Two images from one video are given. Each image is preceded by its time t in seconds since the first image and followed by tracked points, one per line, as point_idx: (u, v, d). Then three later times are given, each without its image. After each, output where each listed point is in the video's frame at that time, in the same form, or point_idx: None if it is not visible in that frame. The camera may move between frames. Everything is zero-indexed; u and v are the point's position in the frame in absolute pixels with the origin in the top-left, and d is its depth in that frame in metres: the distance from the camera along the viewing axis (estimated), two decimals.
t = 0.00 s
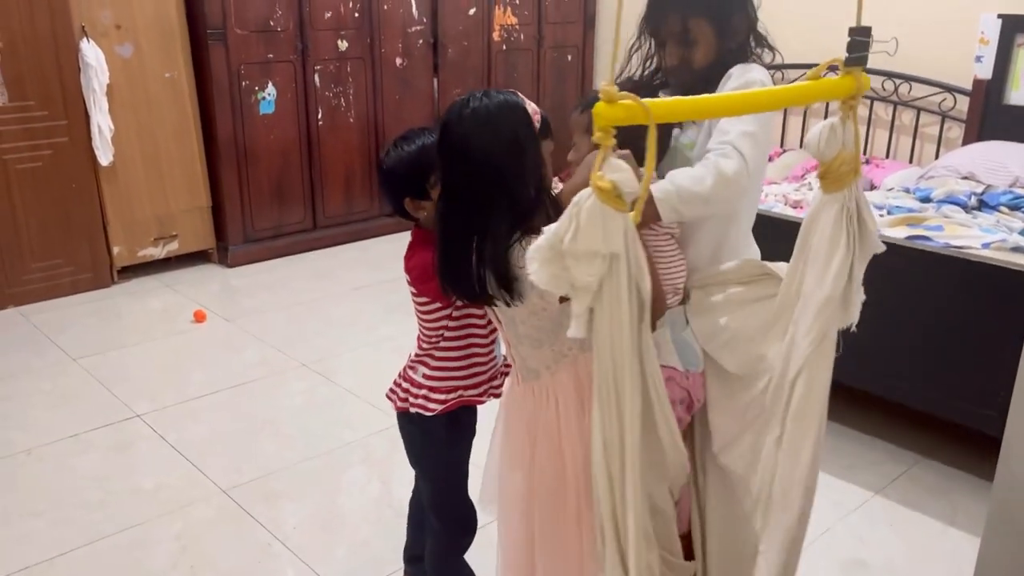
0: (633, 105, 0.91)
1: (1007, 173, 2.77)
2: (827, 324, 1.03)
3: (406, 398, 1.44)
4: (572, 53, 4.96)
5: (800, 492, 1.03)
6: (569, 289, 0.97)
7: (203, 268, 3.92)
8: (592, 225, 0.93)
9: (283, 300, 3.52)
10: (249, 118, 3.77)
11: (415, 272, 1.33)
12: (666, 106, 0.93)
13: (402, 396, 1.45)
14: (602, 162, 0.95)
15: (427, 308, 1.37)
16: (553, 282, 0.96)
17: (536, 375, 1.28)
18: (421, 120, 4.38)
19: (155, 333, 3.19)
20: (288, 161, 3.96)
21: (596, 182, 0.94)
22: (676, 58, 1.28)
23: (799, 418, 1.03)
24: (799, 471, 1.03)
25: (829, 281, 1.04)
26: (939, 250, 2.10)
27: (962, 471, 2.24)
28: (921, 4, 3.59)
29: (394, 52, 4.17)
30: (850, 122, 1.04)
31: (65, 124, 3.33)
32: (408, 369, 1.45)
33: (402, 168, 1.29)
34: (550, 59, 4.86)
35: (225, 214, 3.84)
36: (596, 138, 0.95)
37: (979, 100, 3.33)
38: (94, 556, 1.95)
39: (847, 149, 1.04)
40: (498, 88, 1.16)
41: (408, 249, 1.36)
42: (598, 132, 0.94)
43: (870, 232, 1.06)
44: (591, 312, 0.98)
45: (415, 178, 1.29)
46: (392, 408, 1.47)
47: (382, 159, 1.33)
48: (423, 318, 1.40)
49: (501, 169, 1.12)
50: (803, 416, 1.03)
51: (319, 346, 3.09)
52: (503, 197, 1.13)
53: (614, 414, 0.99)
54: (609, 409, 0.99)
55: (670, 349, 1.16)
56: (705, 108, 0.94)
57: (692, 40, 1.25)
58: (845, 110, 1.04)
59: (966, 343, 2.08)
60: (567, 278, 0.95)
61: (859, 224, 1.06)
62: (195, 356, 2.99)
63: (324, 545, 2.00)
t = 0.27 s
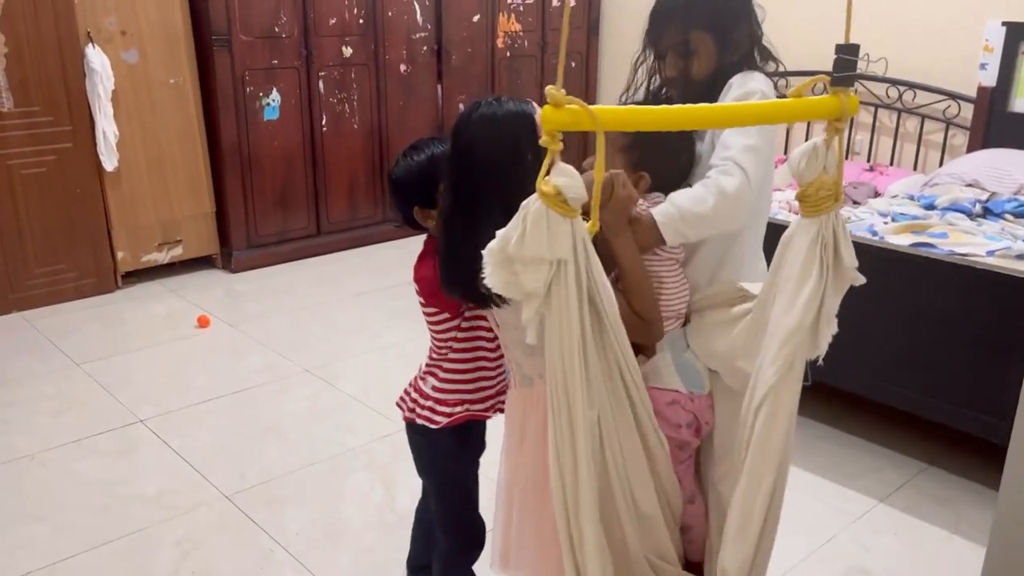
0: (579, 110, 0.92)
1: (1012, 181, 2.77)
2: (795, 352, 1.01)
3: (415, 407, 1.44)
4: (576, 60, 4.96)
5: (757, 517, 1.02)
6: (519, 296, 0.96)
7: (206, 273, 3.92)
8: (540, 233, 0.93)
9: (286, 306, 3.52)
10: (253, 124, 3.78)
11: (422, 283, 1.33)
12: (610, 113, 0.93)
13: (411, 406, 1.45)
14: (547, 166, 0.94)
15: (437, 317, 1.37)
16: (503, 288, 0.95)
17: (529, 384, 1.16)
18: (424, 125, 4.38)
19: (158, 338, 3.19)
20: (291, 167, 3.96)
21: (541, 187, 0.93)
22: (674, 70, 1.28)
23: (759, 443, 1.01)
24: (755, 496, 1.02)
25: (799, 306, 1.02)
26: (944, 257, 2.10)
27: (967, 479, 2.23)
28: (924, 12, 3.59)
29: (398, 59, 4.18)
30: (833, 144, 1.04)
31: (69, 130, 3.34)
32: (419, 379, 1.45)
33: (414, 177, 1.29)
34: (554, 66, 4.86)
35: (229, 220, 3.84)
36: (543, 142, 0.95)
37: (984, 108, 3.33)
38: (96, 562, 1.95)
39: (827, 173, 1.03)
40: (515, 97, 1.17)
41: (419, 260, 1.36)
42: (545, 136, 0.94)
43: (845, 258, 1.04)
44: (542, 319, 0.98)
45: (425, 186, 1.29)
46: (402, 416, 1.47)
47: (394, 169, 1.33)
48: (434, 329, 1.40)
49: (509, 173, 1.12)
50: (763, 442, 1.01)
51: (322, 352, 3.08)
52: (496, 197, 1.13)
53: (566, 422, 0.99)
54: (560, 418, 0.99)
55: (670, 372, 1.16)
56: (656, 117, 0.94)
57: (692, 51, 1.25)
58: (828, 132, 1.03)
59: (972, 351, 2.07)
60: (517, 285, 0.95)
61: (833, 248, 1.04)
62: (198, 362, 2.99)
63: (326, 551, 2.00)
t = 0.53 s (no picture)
0: (580, 110, 0.92)
1: (1017, 188, 2.76)
2: (795, 354, 1.02)
3: (437, 416, 1.40)
4: (580, 65, 4.97)
5: (752, 526, 1.00)
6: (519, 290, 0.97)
7: (211, 278, 3.93)
8: (539, 229, 0.93)
9: (290, 311, 3.52)
10: (257, 129, 3.78)
11: (437, 287, 1.31)
12: (613, 112, 0.93)
13: (432, 415, 1.41)
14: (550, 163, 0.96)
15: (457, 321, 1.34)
16: (505, 280, 0.96)
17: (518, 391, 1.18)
18: (429, 131, 4.39)
19: (162, 342, 3.19)
20: (296, 171, 3.97)
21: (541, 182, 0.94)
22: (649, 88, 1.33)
23: (756, 448, 1.01)
24: (752, 503, 1.01)
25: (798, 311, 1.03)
26: (949, 264, 2.09)
27: (971, 487, 2.22)
28: (929, 19, 3.59)
29: (402, 64, 4.18)
30: (836, 148, 1.04)
31: (75, 134, 3.35)
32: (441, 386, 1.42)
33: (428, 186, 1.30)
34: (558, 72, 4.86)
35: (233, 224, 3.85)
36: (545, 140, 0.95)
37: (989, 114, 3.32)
38: (99, 565, 1.95)
39: (830, 177, 1.04)
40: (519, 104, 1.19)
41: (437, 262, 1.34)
42: (548, 132, 0.95)
43: (849, 266, 1.04)
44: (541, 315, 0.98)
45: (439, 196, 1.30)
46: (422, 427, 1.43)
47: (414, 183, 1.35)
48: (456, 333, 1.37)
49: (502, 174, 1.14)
50: (761, 448, 1.01)
51: (326, 357, 3.08)
52: (491, 199, 1.15)
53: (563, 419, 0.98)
54: (556, 414, 0.99)
55: (680, 389, 1.13)
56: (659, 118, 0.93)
57: (666, 68, 1.30)
58: (832, 135, 1.04)
59: (976, 358, 2.06)
60: (516, 278, 0.96)
61: (836, 255, 1.04)
62: (202, 366, 2.99)
63: (328, 555, 1.99)
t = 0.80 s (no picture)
0: (591, 113, 0.91)
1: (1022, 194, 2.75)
2: (814, 355, 1.02)
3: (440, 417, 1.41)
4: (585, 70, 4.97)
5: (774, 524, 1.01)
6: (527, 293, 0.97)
7: (215, 281, 3.93)
8: (546, 232, 0.92)
9: (294, 314, 3.52)
10: (262, 133, 3.79)
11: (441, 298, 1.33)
12: (625, 114, 0.92)
13: (437, 414, 1.42)
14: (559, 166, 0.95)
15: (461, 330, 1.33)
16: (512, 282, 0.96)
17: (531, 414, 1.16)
18: (433, 135, 4.39)
19: (166, 346, 3.19)
20: (300, 176, 3.97)
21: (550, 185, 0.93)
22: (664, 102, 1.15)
23: (773, 446, 1.03)
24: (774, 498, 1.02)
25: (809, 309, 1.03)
26: (954, 270, 2.08)
27: (977, 494, 2.21)
28: (935, 24, 3.59)
29: (407, 68, 4.19)
30: (843, 148, 1.04)
31: (80, 137, 3.35)
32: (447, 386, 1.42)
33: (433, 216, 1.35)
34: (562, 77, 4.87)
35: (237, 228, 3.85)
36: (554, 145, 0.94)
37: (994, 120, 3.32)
38: (101, 568, 1.94)
39: (839, 177, 1.04)
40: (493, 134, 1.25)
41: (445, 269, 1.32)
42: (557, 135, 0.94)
43: (858, 259, 1.05)
44: (548, 320, 0.97)
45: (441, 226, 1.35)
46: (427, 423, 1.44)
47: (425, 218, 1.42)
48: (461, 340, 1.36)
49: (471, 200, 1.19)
50: (781, 446, 1.03)
51: (329, 361, 3.08)
52: (464, 223, 1.20)
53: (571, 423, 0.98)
54: (561, 417, 0.98)
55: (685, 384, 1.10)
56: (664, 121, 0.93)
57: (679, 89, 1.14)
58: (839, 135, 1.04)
59: (981, 364, 2.05)
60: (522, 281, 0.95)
61: (848, 250, 1.04)
62: (205, 369, 2.99)
63: (331, 559, 1.99)
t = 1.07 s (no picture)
0: (598, 123, 0.89)
1: None
2: (814, 369, 1.03)
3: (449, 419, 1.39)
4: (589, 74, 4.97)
5: (779, 534, 1.03)
6: (532, 313, 0.93)
7: (219, 284, 3.93)
8: (553, 249, 0.88)
9: (298, 317, 3.52)
10: (267, 136, 3.79)
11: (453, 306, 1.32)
12: (631, 125, 0.91)
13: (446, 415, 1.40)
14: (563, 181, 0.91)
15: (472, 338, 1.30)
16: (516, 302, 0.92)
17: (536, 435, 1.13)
18: (437, 138, 4.39)
19: (170, 348, 3.19)
20: (305, 179, 3.98)
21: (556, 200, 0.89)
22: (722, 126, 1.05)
23: (778, 462, 1.03)
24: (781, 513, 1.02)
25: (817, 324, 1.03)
26: (960, 275, 2.07)
27: (983, 500, 2.20)
28: (939, 29, 3.59)
29: (411, 72, 4.19)
30: (843, 156, 1.03)
31: (85, 140, 3.36)
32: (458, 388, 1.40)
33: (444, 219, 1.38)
34: (567, 81, 4.87)
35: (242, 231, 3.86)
36: (560, 157, 0.91)
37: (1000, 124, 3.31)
38: (104, 571, 1.94)
39: (840, 185, 1.03)
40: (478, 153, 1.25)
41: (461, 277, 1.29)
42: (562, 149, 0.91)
43: (863, 273, 1.05)
44: (554, 341, 0.93)
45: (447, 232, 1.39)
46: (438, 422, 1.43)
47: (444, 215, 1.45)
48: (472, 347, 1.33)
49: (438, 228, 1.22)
50: (782, 462, 1.03)
51: (332, 364, 3.08)
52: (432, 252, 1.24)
53: (580, 451, 0.94)
54: (567, 442, 0.94)
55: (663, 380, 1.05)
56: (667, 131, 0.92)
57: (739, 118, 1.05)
58: (839, 142, 1.03)
59: (986, 369, 2.04)
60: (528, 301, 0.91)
61: (851, 264, 1.04)
62: (209, 372, 3.00)
63: (333, 562, 1.99)
